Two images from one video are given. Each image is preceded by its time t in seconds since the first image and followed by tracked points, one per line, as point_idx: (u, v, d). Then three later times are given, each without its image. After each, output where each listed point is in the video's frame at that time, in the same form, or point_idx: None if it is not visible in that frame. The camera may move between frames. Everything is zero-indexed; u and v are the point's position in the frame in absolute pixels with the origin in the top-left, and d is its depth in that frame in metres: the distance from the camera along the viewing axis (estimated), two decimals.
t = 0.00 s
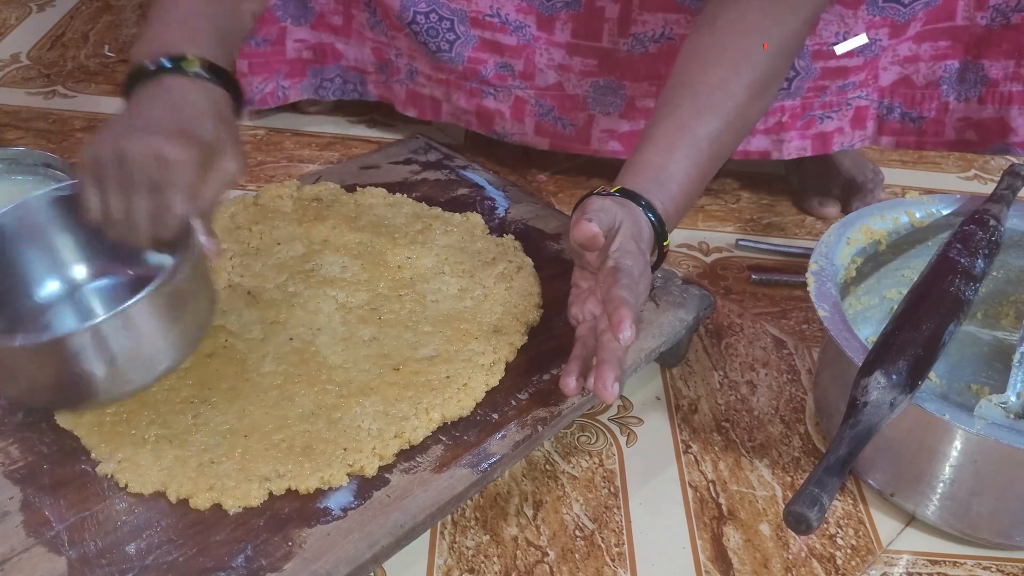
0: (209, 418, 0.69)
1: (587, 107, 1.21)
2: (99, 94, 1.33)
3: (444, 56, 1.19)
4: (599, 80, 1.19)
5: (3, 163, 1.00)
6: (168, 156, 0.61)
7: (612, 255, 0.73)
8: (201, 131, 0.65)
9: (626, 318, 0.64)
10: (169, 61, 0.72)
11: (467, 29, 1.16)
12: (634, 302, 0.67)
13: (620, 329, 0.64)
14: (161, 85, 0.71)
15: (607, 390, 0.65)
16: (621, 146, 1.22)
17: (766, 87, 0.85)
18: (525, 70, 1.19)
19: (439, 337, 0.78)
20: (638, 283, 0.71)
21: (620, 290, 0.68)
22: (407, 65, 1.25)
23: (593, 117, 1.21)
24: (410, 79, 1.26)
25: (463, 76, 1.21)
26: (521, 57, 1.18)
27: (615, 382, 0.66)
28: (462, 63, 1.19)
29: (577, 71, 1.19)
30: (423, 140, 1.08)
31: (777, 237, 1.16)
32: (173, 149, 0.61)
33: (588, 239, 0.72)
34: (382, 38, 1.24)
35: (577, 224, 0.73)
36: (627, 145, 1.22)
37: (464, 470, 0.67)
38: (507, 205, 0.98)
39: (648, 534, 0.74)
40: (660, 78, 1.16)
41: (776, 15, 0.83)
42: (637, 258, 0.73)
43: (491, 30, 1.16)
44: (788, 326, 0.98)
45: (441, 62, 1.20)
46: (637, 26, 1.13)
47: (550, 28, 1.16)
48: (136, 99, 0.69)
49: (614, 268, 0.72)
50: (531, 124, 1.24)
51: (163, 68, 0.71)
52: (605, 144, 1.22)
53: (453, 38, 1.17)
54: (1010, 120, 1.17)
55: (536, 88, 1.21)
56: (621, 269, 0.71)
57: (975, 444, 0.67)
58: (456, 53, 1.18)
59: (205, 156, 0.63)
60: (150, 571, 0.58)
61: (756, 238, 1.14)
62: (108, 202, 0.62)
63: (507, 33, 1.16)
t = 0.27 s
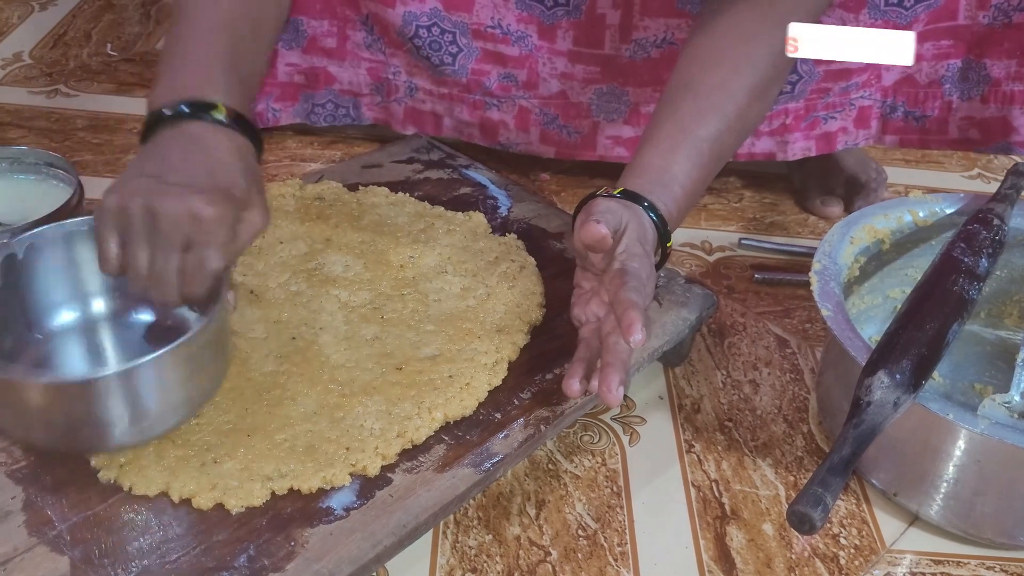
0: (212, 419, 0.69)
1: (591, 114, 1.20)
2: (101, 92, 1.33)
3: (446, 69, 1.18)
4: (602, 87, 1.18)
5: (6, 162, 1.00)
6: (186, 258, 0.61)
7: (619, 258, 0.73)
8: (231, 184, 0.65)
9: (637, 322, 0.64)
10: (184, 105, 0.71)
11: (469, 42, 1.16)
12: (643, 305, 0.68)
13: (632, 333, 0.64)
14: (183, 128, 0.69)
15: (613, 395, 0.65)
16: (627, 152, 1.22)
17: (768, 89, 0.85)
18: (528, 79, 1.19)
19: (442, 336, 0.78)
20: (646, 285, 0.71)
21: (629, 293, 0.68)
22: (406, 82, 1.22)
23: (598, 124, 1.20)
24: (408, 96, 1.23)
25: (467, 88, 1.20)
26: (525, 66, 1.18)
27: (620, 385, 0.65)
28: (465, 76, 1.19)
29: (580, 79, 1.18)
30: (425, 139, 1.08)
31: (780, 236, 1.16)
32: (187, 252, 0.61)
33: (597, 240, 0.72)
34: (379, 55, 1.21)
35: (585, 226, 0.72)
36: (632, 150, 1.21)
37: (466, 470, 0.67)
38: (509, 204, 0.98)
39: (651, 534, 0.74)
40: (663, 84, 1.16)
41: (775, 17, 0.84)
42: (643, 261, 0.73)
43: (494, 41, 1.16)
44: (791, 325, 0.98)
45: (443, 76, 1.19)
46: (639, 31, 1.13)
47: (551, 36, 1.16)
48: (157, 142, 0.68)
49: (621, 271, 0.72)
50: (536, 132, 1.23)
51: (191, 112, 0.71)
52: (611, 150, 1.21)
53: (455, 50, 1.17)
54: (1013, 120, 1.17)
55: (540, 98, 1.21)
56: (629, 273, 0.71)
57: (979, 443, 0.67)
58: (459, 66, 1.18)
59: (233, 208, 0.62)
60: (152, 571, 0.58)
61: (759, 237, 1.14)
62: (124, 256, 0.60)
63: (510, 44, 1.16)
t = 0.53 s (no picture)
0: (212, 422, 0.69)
1: (591, 124, 1.20)
2: (103, 92, 1.33)
3: (445, 80, 1.18)
4: (602, 97, 1.18)
5: (7, 162, 1.00)
6: (291, 307, 0.64)
7: (625, 260, 0.74)
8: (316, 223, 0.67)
9: (646, 327, 0.65)
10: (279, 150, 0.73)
11: (466, 53, 1.16)
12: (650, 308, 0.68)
13: (641, 336, 0.64)
14: (272, 172, 0.72)
15: (617, 399, 0.65)
16: (627, 160, 1.22)
17: (769, 91, 0.85)
18: (527, 90, 1.19)
19: (443, 336, 0.78)
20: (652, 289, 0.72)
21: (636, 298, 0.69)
22: (407, 91, 1.22)
23: (598, 134, 1.20)
24: (410, 105, 1.24)
25: (465, 99, 1.20)
26: (523, 77, 1.17)
27: (625, 390, 0.66)
28: (464, 87, 1.19)
29: (580, 88, 1.18)
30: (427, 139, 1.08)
31: (781, 236, 1.16)
32: (290, 287, 0.63)
33: (607, 242, 0.73)
34: (380, 64, 1.21)
35: (596, 228, 0.73)
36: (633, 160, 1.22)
37: (467, 470, 0.67)
38: (511, 204, 0.98)
39: (651, 533, 0.74)
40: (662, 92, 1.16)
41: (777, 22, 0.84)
42: (649, 264, 0.74)
43: (491, 52, 1.15)
44: (792, 325, 0.98)
45: (442, 87, 1.19)
46: (637, 40, 1.13)
47: (550, 46, 1.15)
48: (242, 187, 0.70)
49: (627, 274, 0.72)
50: (536, 142, 1.23)
51: (274, 157, 0.73)
52: (612, 159, 1.22)
53: (453, 62, 1.17)
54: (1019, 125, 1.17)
55: (539, 108, 1.20)
56: (635, 276, 0.71)
57: (980, 443, 0.67)
58: (457, 77, 1.18)
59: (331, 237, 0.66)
60: (155, 570, 0.59)
61: (760, 237, 1.14)
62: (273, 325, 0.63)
63: (508, 55, 1.16)
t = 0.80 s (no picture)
0: (211, 423, 0.69)
1: (592, 127, 1.20)
2: (102, 92, 1.33)
3: (446, 82, 1.18)
4: (603, 100, 1.18)
5: (8, 161, 1.00)
6: (461, 246, 0.65)
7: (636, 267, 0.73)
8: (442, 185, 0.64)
9: (660, 336, 0.64)
10: (398, 105, 0.74)
11: (468, 55, 1.15)
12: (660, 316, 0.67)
13: (654, 347, 0.63)
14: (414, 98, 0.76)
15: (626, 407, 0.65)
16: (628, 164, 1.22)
17: (772, 91, 0.85)
18: (528, 93, 1.18)
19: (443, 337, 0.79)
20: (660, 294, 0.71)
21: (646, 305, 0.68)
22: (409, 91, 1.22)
23: (599, 138, 1.21)
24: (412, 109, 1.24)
25: (468, 101, 1.20)
26: (524, 80, 1.17)
27: (633, 399, 0.66)
28: (465, 89, 1.18)
29: (581, 92, 1.18)
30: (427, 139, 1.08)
31: (781, 236, 1.16)
32: (462, 224, 0.64)
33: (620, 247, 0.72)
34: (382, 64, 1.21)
35: (612, 234, 0.72)
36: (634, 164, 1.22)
37: (467, 469, 0.68)
38: (511, 203, 0.97)
39: (651, 533, 0.74)
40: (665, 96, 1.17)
41: (779, 23, 0.84)
42: (658, 269, 0.74)
43: (493, 54, 1.15)
44: (792, 325, 0.98)
45: (443, 88, 1.19)
46: (640, 43, 1.13)
47: (551, 49, 1.15)
48: (378, 141, 0.72)
49: (638, 280, 0.72)
50: (537, 145, 1.23)
51: (393, 115, 0.73)
52: (612, 164, 1.22)
53: (453, 64, 1.16)
54: None
55: (540, 111, 1.20)
56: (646, 282, 0.71)
57: (980, 442, 0.67)
58: (458, 79, 1.17)
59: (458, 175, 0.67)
60: (155, 569, 0.59)
61: (760, 237, 1.14)
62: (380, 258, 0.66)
63: (509, 58, 1.15)
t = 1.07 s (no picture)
0: (216, 421, 0.69)
1: (598, 116, 1.20)
2: (108, 90, 1.33)
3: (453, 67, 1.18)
4: (610, 89, 1.18)
5: (14, 160, 1.00)
6: (507, 194, 0.72)
7: (662, 288, 0.76)
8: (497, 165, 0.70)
9: (676, 377, 0.67)
10: (433, 66, 0.79)
11: (476, 42, 1.16)
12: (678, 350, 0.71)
13: (668, 386, 0.66)
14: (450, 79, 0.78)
15: (625, 428, 0.67)
16: (635, 154, 1.21)
17: (787, 88, 0.86)
18: (534, 80, 1.19)
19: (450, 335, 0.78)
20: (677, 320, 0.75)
21: (666, 338, 0.72)
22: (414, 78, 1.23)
23: (605, 127, 1.20)
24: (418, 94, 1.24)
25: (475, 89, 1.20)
26: (531, 68, 1.17)
27: (633, 422, 0.67)
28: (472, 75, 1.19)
29: (588, 80, 1.18)
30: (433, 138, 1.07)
31: (787, 234, 1.13)
32: (505, 173, 0.71)
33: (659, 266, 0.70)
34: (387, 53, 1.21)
35: (664, 256, 0.69)
36: (640, 153, 1.21)
37: (473, 467, 0.68)
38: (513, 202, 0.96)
39: (657, 531, 0.74)
40: (672, 85, 1.16)
41: (788, 20, 0.84)
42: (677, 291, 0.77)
43: (500, 42, 1.16)
44: (798, 324, 0.97)
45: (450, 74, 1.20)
46: (647, 32, 1.13)
47: (559, 38, 1.15)
48: (421, 97, 0.77)
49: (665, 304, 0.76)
50: (543, 134, 1.22)
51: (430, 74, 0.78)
52: (618, 153, 1.21)
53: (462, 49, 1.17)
54: None
55: (547, 100, 1.20)
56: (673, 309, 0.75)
57: (987, 441, 0.67)
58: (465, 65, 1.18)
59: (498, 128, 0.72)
60: (160, 566, 0.59)
61: (766, 236, 1.12)
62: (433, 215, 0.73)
63: (517, 45, 1.16)
